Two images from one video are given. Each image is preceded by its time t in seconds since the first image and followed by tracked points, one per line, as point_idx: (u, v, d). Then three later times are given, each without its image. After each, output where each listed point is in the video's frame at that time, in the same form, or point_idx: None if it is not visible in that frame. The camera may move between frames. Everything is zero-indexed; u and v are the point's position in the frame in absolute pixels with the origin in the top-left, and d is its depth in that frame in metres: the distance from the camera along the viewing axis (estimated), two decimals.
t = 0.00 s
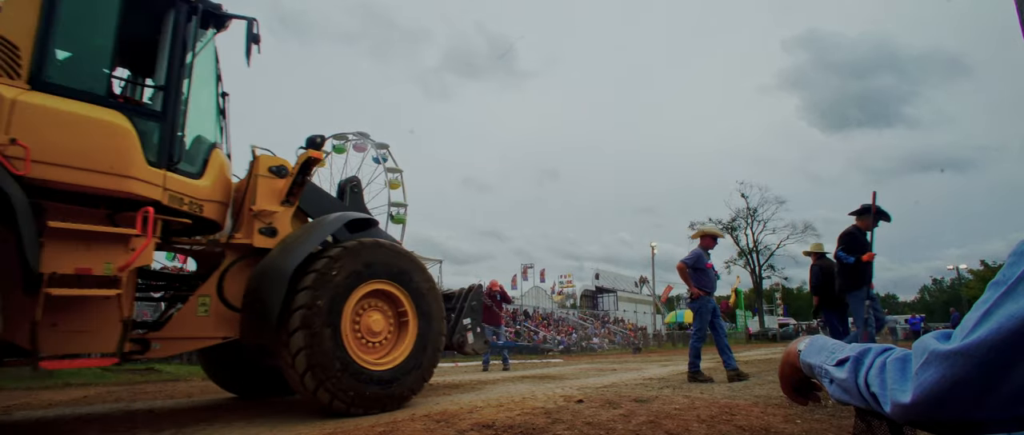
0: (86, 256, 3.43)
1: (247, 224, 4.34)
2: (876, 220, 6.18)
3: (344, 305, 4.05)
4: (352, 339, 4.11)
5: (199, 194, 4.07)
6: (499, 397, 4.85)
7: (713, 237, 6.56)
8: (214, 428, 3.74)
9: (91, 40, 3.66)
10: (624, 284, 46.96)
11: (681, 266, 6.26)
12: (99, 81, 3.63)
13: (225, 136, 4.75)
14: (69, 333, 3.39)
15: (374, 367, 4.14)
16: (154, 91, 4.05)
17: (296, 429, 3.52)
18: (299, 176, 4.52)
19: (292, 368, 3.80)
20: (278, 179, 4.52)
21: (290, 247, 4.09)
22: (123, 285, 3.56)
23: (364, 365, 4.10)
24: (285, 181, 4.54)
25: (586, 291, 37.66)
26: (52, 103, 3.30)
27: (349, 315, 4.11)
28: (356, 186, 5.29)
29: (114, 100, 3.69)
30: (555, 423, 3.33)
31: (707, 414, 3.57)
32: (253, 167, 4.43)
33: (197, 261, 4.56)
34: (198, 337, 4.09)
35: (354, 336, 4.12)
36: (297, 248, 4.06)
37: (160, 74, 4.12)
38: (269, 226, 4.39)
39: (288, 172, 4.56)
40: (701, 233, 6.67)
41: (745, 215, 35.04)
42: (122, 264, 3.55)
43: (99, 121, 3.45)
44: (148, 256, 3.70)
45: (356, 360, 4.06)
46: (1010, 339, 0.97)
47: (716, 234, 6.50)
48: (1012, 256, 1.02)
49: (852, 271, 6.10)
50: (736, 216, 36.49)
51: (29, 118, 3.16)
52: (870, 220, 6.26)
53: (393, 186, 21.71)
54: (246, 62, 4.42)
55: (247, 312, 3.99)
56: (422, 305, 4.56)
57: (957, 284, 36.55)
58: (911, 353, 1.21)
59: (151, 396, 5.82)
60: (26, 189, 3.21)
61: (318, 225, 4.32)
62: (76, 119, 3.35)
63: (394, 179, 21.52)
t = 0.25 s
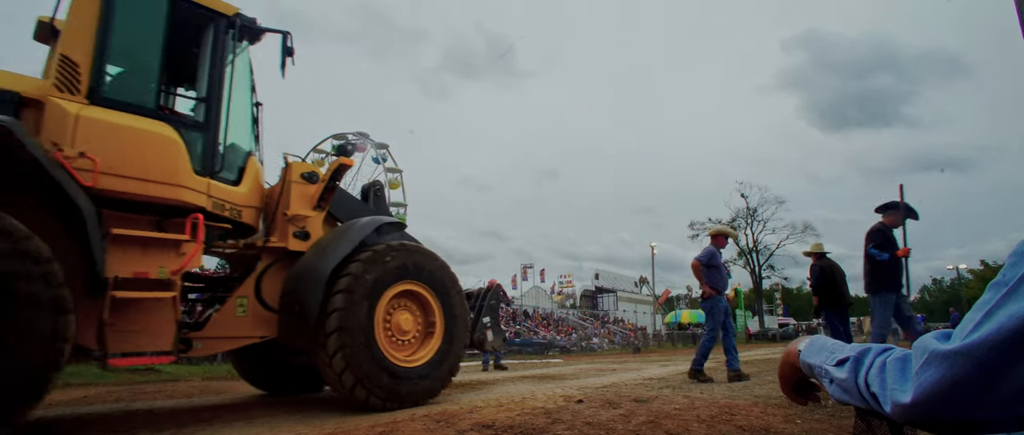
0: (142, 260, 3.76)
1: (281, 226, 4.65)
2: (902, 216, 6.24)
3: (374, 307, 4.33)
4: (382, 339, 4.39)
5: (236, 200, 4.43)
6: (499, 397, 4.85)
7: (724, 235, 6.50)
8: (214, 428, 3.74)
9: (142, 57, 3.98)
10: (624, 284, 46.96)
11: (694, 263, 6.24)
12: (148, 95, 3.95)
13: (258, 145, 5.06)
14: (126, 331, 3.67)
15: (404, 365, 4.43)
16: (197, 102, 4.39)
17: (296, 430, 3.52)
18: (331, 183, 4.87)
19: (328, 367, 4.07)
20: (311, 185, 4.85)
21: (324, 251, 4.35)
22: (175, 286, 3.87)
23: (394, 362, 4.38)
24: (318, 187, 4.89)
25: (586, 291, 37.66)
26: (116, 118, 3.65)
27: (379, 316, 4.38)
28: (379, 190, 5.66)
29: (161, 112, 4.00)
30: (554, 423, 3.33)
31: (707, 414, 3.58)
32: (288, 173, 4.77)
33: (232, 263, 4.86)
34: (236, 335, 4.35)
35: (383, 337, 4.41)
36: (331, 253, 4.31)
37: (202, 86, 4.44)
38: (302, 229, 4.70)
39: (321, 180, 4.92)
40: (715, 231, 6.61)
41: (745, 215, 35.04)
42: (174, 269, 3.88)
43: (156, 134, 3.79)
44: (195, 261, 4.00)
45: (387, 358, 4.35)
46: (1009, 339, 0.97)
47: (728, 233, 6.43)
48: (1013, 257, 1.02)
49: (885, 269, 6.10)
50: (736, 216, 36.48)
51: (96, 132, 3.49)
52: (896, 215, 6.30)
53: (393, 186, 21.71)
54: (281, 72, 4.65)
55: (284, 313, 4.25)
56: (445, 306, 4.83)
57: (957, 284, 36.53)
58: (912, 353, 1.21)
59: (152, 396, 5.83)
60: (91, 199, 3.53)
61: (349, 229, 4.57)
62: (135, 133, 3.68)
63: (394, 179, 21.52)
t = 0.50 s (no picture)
0: (194, 263, 4.04)
1: (313, 231, 4.88)
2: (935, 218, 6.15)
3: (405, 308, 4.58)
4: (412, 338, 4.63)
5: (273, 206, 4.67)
6: (498, 397, 4.85)
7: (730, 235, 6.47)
8: (214, 428, 3.74)
9: (187, 72, 4.25)
10: (624, 284, 46.96)
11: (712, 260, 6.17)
12: (193, 107, 4.21)
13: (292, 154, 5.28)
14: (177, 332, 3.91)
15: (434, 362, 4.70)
16: (237, 113, 4.60)
17: (296, 430, 3.52)
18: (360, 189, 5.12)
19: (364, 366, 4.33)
20: (341, 191, 5.10)
21: (356, 255, 4.61)
22: (223, 289, 4.15)
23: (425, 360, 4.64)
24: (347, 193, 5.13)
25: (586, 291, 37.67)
26: (167, 132, 3.89)
27: (410, 316, 4.62)
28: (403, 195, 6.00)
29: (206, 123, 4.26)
30: (554, 423, 3.34)
31: (707, 414, 3.58)
32: (319, 180, 5.01)
33: (262, 265, 5.09)
34: (274, 336, 4.56)
35: (414, 336, 4.67)
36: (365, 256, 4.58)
37: (240, 97, 4.66)
38: (335, 233, 4.94)
39: (349, 186, 5.16)
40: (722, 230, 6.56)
41: (745, 215, 35.03)
42: (220, 272, 4.17)
43: (204, 145, 4.03)
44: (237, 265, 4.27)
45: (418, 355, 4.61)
46: (1009, 340, 0.97)
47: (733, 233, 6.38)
48: (1013, 256, 1.02)
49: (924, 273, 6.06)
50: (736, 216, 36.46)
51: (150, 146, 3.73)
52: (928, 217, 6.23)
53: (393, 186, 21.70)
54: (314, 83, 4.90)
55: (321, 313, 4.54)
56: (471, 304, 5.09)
57: (957, 284, 36.53)
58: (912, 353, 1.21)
59: (153, 396, 5.85)
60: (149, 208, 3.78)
61: (380, 234, 4.83)
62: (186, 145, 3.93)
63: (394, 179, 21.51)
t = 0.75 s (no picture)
0: (239, 268, 4.10)
1: (346, 236, 4.92)
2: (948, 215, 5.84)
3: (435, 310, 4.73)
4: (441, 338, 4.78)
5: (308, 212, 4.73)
6: (498, 397, 4.85)
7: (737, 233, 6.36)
8: (214, 428, 3.74)
9: (229, 83, 4.30)
10: (624, 284, 46.97)
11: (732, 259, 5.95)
12: (235, 117, 4.26)
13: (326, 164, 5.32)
14: (224, 332, 3.95)
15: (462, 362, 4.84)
16: (274, 123, 4.65)
17: (296, 430, 3.52)
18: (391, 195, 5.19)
19: (397, 365, 4.48)
20: (372, 197, 5.15)
21: (388, 259, 4.72)
22: (266, 293, 4.23)
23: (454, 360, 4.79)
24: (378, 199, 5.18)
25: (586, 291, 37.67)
26: (215, 143, 3.97)
27: (439, 317, 4.76)
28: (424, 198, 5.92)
29: (247, 133, 4.33)
30: (554, 423, 3.34)
31: (707, 414, 3.58)
32: (351, 186, 5.06)
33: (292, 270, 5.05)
34: (310, 336, 4.60)
35: (443, 336, 4.81)
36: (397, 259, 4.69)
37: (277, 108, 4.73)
38: (365, 237, 4.99)
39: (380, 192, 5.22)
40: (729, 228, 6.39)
41: (745, 215, 35.03)
42: (265, 276, 4.22)
43: (244, 155, 4.10)
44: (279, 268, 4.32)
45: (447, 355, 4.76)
46: (1009, 339, 0.97)
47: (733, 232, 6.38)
48: (1012, 256, 1.02)
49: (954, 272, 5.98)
50: (736, 216, 36.45)
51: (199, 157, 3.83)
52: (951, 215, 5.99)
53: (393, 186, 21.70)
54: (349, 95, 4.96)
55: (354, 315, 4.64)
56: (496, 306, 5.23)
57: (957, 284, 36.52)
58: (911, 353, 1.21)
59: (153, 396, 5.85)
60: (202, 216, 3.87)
61: (410, 239, 4.92)
62: (232, 155, 4.03)
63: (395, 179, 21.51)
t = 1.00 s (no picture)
0: (282, 271, 4.28)
1: (376, 240, 5.09)
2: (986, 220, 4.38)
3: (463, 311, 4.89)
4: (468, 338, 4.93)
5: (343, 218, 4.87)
6: (498, 397, 4.85)
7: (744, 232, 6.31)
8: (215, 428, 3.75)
9: (268, 95, 4.45)
10: (624, 284, 46.98)
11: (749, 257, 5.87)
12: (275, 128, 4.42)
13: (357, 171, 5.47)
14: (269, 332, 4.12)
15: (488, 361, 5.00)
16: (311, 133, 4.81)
17: (296, 430, 3.52)
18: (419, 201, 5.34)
19: (427, 363, 4.63)
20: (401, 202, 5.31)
21: (417, 263, 4.87)
22: (306, 295, 4.42)
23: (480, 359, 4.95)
24: (406, 204, 5.34)
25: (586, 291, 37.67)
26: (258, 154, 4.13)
27: (466, 318, 4.91)
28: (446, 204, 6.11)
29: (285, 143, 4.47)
30: (554, 423, 3.34)
31: (707, 414, 3.58)
32: (380, 192, 5.23)
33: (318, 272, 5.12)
34: (343, 336, 4.79)
35: (470, 336, 4.97)
36: (426, 262, 4.84)
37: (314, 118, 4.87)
38: (394, 242, 5.16)
39: (408, 198, 5.37)
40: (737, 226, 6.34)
41: (745, 215, 35.03)
42: (305, 280, 4.39)
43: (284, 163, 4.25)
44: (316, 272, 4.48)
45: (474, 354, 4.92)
46: (1009, 338, 0.97)
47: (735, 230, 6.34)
48: (1011, 255, 1.02)
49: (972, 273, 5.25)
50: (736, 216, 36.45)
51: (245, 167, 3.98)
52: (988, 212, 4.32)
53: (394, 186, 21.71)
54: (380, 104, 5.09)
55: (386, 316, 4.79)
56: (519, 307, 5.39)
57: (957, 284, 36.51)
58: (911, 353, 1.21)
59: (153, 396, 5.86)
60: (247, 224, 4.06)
61: (438, 244, 5.06)
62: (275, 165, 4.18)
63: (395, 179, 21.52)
